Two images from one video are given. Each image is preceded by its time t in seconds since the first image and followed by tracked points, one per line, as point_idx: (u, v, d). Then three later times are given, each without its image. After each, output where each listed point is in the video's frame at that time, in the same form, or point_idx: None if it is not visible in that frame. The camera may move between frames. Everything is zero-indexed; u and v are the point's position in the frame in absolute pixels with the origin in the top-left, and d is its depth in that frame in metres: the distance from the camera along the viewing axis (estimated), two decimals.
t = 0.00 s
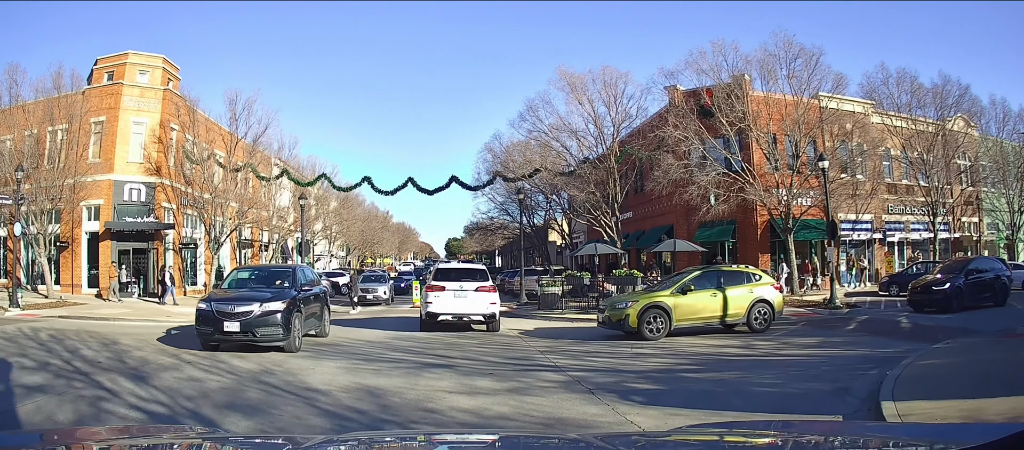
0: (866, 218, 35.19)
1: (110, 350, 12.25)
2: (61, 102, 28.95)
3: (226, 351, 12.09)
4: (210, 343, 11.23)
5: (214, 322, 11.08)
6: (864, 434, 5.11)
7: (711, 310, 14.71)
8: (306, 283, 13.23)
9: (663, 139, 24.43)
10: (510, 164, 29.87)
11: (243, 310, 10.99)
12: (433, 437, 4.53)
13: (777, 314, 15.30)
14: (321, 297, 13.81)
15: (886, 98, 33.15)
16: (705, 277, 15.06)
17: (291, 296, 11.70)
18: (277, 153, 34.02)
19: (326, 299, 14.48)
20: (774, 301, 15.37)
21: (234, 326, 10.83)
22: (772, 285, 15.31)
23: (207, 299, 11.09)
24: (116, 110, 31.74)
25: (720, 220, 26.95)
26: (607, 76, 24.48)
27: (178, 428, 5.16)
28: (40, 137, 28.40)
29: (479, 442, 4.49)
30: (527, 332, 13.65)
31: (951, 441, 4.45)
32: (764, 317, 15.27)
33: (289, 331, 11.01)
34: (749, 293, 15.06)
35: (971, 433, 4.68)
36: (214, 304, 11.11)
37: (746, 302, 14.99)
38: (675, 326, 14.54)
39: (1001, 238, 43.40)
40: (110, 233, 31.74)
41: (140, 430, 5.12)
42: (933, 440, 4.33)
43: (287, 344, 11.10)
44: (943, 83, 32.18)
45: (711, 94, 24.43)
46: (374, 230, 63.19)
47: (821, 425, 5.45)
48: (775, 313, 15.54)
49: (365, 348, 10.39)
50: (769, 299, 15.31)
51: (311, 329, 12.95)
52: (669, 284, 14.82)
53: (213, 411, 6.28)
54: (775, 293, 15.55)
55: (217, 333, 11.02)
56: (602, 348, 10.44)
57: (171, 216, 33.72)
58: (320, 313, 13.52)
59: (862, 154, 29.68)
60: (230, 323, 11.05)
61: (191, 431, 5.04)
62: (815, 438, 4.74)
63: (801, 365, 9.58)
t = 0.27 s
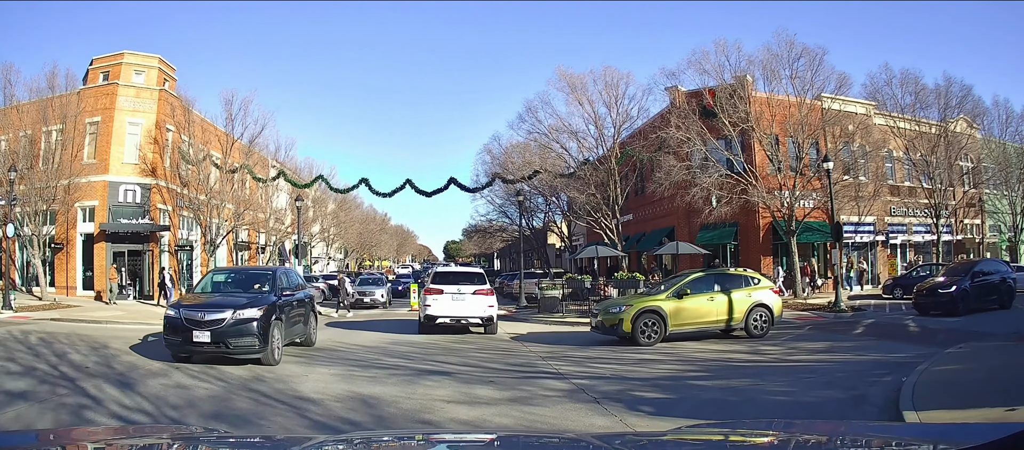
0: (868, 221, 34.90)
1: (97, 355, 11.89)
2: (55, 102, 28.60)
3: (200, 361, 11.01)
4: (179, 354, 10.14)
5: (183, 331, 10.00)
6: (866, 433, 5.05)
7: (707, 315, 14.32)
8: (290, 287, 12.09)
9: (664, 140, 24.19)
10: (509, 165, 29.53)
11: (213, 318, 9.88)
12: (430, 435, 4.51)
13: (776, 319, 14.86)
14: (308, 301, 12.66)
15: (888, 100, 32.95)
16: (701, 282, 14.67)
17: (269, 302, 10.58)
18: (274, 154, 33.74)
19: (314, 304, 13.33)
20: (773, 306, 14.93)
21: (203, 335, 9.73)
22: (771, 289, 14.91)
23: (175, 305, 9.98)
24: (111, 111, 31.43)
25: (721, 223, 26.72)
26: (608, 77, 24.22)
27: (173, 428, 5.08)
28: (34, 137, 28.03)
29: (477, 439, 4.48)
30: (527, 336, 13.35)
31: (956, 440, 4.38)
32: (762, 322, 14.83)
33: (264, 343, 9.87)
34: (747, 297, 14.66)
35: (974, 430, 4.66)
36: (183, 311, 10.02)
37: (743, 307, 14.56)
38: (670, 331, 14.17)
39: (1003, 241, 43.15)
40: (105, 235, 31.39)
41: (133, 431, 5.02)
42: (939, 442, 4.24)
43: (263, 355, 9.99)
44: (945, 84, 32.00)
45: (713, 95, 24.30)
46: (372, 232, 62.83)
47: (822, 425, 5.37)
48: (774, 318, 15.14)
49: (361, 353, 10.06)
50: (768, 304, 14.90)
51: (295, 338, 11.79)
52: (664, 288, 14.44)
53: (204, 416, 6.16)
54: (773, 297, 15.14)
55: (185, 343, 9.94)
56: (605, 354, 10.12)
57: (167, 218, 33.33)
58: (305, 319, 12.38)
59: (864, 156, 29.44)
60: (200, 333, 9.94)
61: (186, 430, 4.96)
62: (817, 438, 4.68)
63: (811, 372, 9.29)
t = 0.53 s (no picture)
0: (872, 217, 34.56)
1: (86, 354, 11.54)
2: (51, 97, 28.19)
3: (166, 370, 9.57)
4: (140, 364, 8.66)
5: (144, 336, 8.54)
6: (868, 434, 4.97)
7: (701, 314, 13.86)
8: (272, 284, 10.66)
9: (667, 135, 23.88)
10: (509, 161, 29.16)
11: (177, 321, 8.42)
12: (430, 437, 4.49)
13: (775, 318, 14.28)
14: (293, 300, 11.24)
15: (891, 96, 32.64)
16: (695, 279, 14.21)
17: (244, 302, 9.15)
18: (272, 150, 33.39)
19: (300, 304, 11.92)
20: (772, 306, 14.41)
21: (166, 342, 8.31)
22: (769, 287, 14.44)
23: (134, 306, 8.53)
24: (107, 106, 31.07)
25: (724, 219, 26.40)
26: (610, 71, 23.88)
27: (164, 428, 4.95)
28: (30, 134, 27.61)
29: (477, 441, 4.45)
30: (529, 333, 13.04)
31: (962, 442, 4.31)
32: (761, 321, 14.27)
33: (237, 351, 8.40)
34: (744, 295, 14.18)
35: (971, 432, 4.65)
36: (144, 312, 8.58)
37: (740, 304, 14.07)
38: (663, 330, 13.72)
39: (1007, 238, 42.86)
40: (101, 232, 31.07)
41: (123, 432, 4.87)
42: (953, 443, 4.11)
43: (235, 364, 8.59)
44: (949, 80, 31.69)
45: (716, 90, 24.06)
46: (371, 229, 62.47)
47: (834, 427, 5.17)
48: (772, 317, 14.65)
49: (357, 353, 9.73)
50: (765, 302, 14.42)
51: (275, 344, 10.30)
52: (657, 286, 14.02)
53: (194, 417, 5.95)
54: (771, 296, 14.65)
55: (146, 350, 8.51)
56: (609, 353, 9.79)
57: (163, 215, 32.95)
58: (289, 320, 10.98)
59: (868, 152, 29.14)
60: (163, 339, 8.45)
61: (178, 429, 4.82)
62: (821, 438, 4.59)
63: (823, 373, 8.98)
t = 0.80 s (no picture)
0: (875, 216, 34.25)
1: (75, 354, 11.22)
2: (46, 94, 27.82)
3: (128, 383, 8.31)
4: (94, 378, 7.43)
5: (96, 345, 7.30)
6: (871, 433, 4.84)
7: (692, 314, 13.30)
8: (247, 283, 9.38)
9: (670, 132, 23.61)
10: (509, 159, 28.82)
11: (132, 328, 7.15)
12: (428, 437, 4.45)
13: (769, 320, 13.64)
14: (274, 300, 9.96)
15: (896, 94, 32.37)
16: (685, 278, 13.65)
17: (212, 304, 7.87)
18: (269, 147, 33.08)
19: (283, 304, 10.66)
20: (767, 307, 13.79)
21: (118, 352, 7.05)
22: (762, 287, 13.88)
23: (85, 310, 7.30)
24: (103, 103, 30.75)
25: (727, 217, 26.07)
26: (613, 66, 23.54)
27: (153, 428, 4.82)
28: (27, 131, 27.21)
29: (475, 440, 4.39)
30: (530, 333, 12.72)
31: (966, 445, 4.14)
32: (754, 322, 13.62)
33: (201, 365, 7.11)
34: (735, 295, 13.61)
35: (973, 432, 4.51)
36: (96, 316, 7.34)
37: (732, 304, 13.50)
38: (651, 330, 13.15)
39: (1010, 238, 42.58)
40: (97, 230, 30.81)
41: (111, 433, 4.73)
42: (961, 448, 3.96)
43: (201, 377, 7.36)
44: (953, 78, 31.44)
45: (718, 87, 23.89)
46: (370, 228, 62.16)
47: (855, 433, 4.90)
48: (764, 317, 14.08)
49: (354, 354, 9.41)
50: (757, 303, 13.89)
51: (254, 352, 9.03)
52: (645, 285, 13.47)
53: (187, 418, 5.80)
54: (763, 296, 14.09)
55: (98, 362, 7.26)
56: (613, 355, 9.49)
57: (160, 213, 32.58)
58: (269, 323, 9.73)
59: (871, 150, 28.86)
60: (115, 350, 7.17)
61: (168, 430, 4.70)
62: (823, 437, 4.48)
63: (835, 377, 8.67)
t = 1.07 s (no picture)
0: (879, 215, 33.97)
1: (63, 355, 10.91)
2: (42, 92, 27.44)
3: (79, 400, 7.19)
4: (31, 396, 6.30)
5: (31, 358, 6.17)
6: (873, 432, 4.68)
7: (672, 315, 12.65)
8: (218, 283, 8.20)
9: (672, 130, 23.36)
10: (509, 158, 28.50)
11: (70, 338, 6.00)
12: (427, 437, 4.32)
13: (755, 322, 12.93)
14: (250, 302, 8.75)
15: (899, 92, 32.14)
16: (665, 279, 13.02)
17: (169, 309, 6.70)
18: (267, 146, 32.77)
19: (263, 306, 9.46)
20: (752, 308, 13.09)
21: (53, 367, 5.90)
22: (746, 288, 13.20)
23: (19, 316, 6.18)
24: (99, 100, 30.43)
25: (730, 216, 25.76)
26: (615, 63, 23.25)
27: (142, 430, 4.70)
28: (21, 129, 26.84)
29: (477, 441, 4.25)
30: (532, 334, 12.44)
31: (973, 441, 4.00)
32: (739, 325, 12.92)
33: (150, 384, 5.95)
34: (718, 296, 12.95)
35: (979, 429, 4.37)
36: (32, 324, 6.21)
37: (715, 305, 12.81)
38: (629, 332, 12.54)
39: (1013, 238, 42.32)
40: (92, 229, 30.52)
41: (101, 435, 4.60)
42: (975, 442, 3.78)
43: (152, 398, 6.20)
44: (956, 76, 31.20)
45: (720, 85, 23.75)
46: (369, 228, 61.86)
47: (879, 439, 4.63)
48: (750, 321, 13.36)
49: (350, 356, 9.11)
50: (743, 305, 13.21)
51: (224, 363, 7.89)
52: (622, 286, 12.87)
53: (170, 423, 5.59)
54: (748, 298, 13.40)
55: (33, 377, 6.12)
56: (618, 356, 9.20)
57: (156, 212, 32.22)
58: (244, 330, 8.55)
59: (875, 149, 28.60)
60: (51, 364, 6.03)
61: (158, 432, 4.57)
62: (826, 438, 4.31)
63: (847, 380, 8.39)
